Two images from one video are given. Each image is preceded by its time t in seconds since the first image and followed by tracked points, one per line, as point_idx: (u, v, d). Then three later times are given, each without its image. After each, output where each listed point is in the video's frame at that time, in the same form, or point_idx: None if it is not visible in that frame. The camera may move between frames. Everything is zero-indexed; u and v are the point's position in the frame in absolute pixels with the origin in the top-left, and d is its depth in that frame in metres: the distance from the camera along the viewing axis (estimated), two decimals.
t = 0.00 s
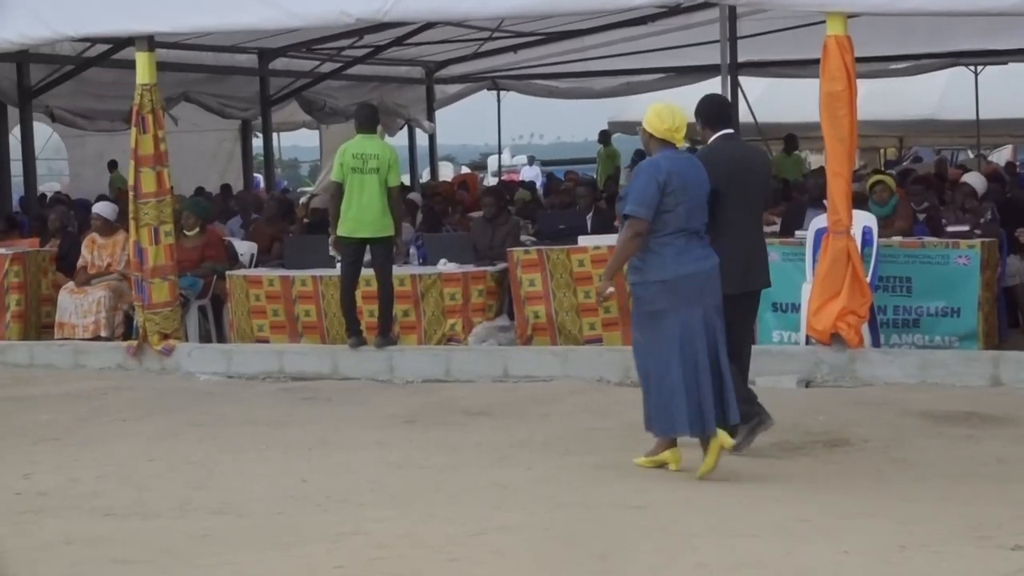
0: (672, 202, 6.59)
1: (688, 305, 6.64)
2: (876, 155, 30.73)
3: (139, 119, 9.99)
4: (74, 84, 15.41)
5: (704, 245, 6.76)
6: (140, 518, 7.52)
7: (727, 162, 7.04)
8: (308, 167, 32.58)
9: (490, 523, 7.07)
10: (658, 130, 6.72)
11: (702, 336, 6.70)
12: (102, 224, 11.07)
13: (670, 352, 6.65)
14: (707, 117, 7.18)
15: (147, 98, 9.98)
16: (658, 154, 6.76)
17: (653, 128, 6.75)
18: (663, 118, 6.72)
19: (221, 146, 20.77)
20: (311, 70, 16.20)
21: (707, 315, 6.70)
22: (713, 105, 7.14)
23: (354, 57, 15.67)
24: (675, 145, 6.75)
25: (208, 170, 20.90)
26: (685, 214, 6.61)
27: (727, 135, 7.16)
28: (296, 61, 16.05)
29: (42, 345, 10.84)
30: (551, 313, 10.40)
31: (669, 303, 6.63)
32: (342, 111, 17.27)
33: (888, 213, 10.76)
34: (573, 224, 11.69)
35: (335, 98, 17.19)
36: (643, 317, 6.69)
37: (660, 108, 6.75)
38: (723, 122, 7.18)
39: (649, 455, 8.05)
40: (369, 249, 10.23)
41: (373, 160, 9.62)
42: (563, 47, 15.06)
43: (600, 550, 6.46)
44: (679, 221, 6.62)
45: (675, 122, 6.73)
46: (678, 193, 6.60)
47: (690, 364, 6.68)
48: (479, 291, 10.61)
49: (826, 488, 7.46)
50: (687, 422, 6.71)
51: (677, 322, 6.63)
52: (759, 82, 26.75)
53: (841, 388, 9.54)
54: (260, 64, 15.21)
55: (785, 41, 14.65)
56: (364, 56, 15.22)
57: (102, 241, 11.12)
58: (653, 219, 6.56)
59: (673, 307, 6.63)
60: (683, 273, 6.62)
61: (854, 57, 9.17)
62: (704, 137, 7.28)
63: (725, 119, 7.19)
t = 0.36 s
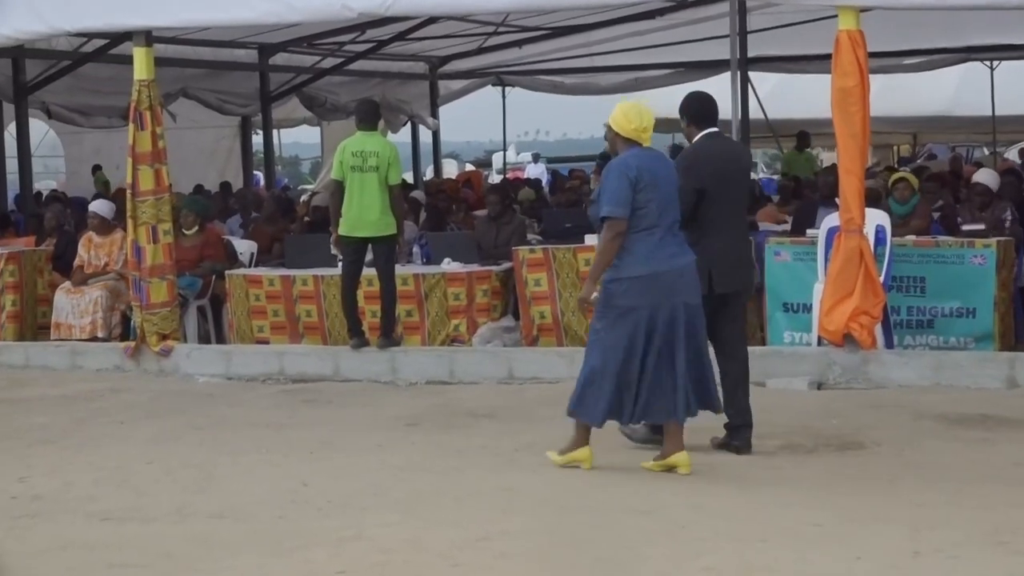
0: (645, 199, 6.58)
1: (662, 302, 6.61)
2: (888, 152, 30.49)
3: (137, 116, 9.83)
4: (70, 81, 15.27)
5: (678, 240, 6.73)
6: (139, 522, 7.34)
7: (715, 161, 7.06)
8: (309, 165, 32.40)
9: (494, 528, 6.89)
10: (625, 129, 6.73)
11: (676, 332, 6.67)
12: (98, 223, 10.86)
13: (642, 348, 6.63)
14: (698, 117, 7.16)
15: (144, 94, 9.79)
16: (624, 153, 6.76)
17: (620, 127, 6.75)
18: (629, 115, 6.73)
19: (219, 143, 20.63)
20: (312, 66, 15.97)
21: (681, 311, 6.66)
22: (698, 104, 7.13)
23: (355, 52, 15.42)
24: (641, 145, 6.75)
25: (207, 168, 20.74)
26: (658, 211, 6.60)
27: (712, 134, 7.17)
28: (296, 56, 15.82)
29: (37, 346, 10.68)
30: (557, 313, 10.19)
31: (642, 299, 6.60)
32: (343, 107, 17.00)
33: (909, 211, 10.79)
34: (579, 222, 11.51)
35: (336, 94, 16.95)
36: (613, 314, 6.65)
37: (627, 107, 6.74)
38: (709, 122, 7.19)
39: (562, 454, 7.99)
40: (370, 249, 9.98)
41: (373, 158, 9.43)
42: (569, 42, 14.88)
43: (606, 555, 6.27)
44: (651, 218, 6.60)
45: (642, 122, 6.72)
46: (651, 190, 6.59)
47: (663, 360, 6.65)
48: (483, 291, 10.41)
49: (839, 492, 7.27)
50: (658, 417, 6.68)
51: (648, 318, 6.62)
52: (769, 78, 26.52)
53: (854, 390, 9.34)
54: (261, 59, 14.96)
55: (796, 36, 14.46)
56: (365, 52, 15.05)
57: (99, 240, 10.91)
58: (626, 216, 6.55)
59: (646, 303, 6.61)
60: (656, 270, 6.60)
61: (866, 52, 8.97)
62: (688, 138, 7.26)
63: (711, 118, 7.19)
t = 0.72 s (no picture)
0: (610, 197, 6.47)
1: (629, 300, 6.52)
2: (919, 148, 30.10)
3: (147, 111, 9.56)
4: (77, 75, 15.10)
5: (649, 237, 6.61)
6: (149, 528, 7.11)
7: (691, 159, 6.86)
8: (324, 161, 32.22)
9: (513, 535, 6.64)
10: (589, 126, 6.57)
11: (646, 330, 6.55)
12: (108, 221, 10.66)
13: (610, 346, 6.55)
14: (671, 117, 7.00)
15: (155, 88, 9.54)
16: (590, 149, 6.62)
17: (580, 125, 6.62)
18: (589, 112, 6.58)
19: (231, 139, 20.43)
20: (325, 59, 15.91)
21: (649, 308, 6.55)
22: (672, 103, 6.97)
23: (371, 46, 15.26)
24: (603, 139, 6.58)
25: (218, 164, 20.55)
26: (623, 208, 6.49)
27: (689, 133, 6.97)
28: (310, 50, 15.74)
29: (45, 347, 10.47)
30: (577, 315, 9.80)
31: (609, 298, 6.53)
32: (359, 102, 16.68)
33: (942, 210, 10.56)
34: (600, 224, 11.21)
35: (352, 89, 16.65)
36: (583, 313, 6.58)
37: (585, 103, 6.59)
38: (684, 121, 7.01)
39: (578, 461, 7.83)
40: (384, 249, 9.70)
41: (386, 154, 9.17)
42: (589, 35, 14.62)
43: (629, 563, 6.01)
44: (617, 216, 6.50)
45: (599, 117, 6.56)
46: (616, 188, 6.47)
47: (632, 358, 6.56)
48: (502, 292, 10.10)
49: (871, 499, 7.00)
50: (627, 415, 6.59)
51: (612, 314, 6.55)
52: (795, 72, 26.20)
53: (884, 394, 9.03)
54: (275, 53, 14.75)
55: (824, 28, 14.17)
56: (380, 45, 14.83)
57: (108, 238, 10.69)
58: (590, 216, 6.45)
59: (614, 301, 6.53)
60: (623, 268, 6.51)
61: (897, 45, 8.68)
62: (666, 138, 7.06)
63: (686, 117, 7.01)
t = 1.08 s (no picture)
0: (594, 195, 6.33)
1: (614, 300, 6.36)
2: (951, 146, 29.73)
3: (163, 107, 9.41)
4: (93, 71, 15.00)
5: (640, 235, 6.44)
6: (165, 532, 6.96)
7: (676, 156, 6.79)
8: (343, 159, 32.11)
9: (535, 540, 6.45)
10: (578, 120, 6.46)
11: (631, 330, 6.39)
12: (124, 220, 10.53)
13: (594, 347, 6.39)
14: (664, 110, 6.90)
15: (171, 84, 9.39)
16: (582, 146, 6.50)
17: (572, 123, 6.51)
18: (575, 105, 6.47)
19: (250, 136, 20.29)
20: (345, 55, 15.69)
21: (636, 307, 6.38)
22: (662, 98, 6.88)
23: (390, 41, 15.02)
24: (592, 136, 6.45)
25: (236, 161, 20.39)
26: (609, 207, 6.33)
27: (678, 129, 6.90)
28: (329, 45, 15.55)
29: (61, 348, 10.34)
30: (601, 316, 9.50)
31: (594, 297, 6.38)
32: (380, 98, 16.49)
33: (974, 207, 10.34)
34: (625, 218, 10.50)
35: (372, 85, 16.49)
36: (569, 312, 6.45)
37: (572, 101, 6.47)
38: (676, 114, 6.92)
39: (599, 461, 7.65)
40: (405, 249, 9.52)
41: (405, 151, 8.99)
42: (615, 29, 14.42)
43: (655, 570, 5.82)
44: (602, 215, 6.35)
45: (583, 116, 6.42)
46: (601, 185, 6.32)
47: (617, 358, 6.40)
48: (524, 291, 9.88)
49: (905, 504, 6.79)
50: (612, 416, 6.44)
51: (601, 314, 6.38)
52: (825, 68, 25.90)
53: (916, 397, 8.75)
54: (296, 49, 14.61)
55: (855, 22, 13.93)
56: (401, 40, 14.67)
57: (124, 237, 10.57)
58: (572, 215, 6.32)
59: (599, 301, 6.38)
60: (608, 267, 6.35)
61: (929, 40, 8.47)
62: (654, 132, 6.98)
63: (676, 112, 6.92)
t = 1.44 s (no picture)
0: (600, 201, 6.27)
1: (609, 307, 6.33)
2: (983, 144, 29.42)
3: (184, 104, 9.28)
4: (113, 67, 14.93)
5: (638, 246, 6.40)
6: (186, 535, 6.83)
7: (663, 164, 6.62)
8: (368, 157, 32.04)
9: (562, 544, 6.30)
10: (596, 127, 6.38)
11: (624, 340, 6.35)
12: (145, 218, 10.42)
13: (587, 353, 6.37)
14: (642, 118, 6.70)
15: (192, 81, 9.25)
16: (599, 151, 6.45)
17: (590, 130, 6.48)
18: (592, 113, 6.41)
19: (271, 133, 20.21)
20: (368, 51, 15.58)
21: (631, 319, 6.35)
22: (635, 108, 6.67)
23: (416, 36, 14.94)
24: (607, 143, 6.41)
25: (258, 159, 20.31)
26: (613, 214, 6.28)
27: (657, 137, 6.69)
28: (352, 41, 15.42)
29: (81, 348, 10.24)
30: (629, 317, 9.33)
31: (591, 303, 6.35)
32: (403, 95, 16.36)
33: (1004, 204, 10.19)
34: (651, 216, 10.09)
35: (397, 81, 16.35)
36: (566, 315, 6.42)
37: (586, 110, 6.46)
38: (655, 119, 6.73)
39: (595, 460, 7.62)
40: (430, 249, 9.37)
41: (429, 148, 8.83)
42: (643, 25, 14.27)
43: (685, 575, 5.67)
44: (605, 221, 6.30)
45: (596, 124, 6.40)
46: (608, 192, 6.26)
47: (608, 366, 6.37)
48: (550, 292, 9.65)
49: (942, 508, 6.61)
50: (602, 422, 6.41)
51: (595, 322, 6.35)
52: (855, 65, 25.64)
53: (950, 399, 8.54)
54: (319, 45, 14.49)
55: (887, 17, 13.74)
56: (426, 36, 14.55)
57: (144, 236, 10.47)
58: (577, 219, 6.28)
59: (594, 306, 6.34)
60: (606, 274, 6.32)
61: (964, 34, 8.28)
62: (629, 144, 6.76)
63: (651, 118, 6.72)
